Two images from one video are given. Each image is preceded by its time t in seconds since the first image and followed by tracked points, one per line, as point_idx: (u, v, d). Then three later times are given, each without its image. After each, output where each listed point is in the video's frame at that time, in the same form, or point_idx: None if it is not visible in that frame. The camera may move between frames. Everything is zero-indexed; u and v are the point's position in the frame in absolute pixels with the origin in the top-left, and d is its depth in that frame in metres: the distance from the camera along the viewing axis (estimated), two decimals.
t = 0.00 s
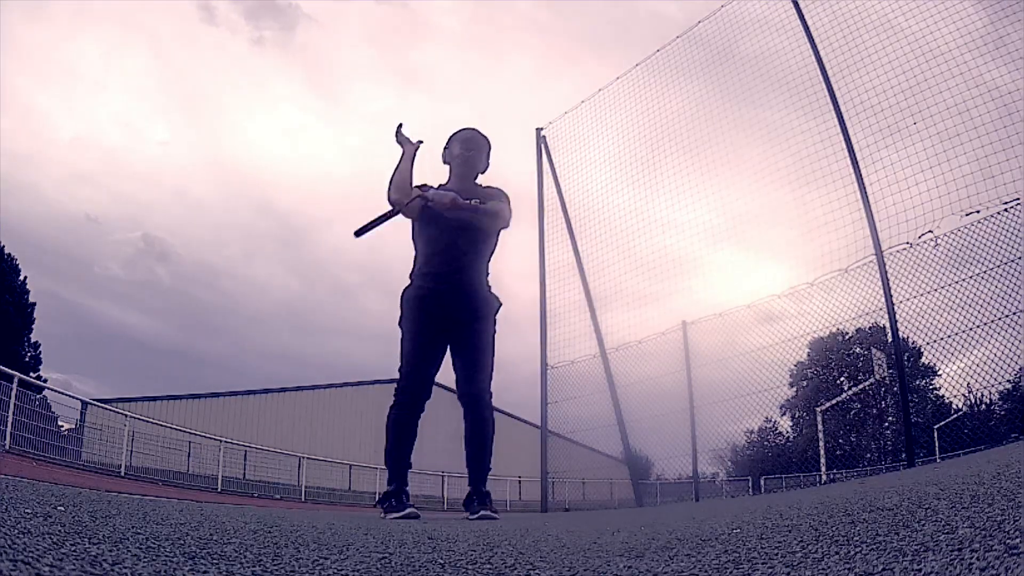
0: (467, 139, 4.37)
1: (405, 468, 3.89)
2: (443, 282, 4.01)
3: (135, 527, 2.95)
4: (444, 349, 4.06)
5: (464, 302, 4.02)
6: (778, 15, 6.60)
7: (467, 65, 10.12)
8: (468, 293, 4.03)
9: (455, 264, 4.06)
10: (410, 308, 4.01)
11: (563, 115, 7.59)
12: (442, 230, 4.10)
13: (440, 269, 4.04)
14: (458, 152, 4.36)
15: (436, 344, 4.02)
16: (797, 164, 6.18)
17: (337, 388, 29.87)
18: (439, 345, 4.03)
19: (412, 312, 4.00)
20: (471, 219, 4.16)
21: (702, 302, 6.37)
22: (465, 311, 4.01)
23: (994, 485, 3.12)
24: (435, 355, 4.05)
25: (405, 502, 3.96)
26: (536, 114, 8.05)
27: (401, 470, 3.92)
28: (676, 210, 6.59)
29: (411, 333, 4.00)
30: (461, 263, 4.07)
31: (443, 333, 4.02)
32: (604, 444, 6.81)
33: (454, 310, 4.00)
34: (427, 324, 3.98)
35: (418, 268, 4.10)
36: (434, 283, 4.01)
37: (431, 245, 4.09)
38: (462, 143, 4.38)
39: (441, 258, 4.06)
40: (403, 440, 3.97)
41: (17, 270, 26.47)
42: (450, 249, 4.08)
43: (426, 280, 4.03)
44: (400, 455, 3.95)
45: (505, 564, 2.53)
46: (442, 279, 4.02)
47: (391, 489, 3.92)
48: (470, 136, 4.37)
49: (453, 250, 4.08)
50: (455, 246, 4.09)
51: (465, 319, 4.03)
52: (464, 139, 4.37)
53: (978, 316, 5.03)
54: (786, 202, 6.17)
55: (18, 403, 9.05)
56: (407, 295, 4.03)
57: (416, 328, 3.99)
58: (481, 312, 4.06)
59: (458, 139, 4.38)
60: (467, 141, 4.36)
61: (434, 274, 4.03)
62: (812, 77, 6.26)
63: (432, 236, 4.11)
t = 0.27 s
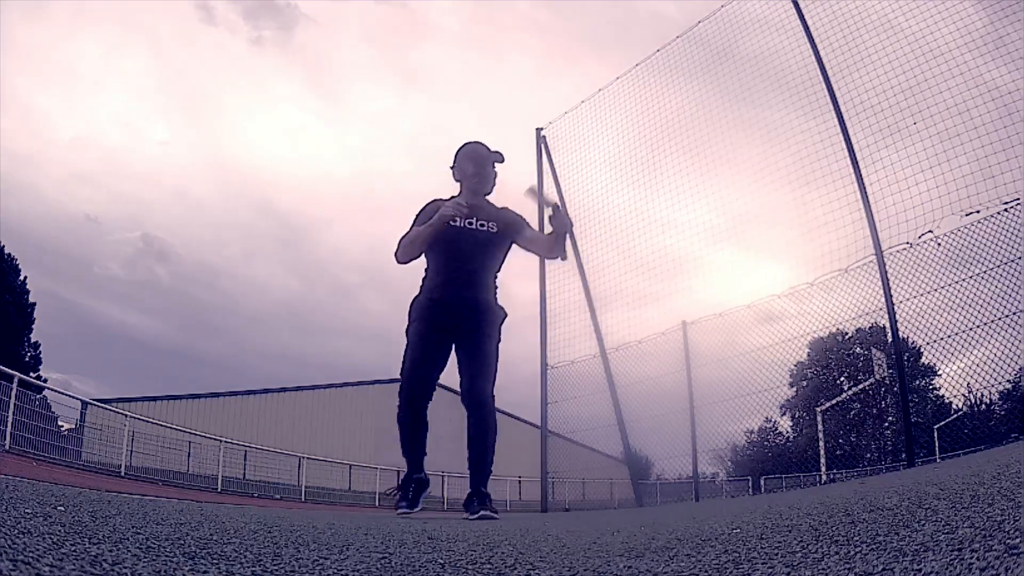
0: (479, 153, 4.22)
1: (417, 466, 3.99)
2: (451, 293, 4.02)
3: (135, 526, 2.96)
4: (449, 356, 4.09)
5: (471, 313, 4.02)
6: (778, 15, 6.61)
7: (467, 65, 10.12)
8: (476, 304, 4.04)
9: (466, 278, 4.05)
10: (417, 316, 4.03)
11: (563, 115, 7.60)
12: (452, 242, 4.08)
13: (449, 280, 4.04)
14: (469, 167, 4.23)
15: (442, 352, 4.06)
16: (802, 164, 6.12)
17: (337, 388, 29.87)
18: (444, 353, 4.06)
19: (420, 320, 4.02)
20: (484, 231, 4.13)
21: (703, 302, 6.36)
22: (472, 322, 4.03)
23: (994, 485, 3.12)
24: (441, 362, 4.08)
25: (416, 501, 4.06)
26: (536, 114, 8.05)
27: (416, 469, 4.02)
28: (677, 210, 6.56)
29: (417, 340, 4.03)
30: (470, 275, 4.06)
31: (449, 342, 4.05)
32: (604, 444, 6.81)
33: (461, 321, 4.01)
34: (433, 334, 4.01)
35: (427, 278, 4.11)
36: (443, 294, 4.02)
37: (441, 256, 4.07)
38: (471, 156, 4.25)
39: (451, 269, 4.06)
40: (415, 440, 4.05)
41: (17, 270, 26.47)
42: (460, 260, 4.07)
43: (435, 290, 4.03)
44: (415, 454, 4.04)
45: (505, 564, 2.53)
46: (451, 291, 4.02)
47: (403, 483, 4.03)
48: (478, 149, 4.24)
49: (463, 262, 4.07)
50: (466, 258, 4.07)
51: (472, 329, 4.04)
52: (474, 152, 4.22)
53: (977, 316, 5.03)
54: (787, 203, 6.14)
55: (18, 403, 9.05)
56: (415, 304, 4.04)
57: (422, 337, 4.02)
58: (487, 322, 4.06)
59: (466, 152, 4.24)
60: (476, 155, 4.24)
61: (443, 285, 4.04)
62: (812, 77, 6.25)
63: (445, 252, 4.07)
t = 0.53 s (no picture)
0: (475, 179, 4.50)
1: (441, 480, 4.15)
2: (450, 305, 4.21)
3: (135, 526, 2.96)
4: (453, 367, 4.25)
5: (470, 324, 4.21)
6: (779, 15, 6.62)
7: (468, 65, 10.13)
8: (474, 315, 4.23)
9: (463, 292, 4.25)
10: (420, 329, 4.23)
11: (563, 115, 7.61)
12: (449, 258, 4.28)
13: (448, 293, 4.23)
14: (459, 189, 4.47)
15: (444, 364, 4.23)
16: (798, 164, 6.12)
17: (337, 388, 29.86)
18: (447, 363, 4.23)
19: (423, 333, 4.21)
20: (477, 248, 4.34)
21: (703, 302, 6.34)
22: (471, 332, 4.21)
23: (994, 485, 3.12)
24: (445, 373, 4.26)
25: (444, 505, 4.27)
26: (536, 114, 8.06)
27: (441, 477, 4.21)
28: (676, 210, 6.52)
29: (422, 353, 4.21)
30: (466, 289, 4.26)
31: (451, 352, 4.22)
32: (604, 444, 6.81)
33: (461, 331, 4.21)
34: (438, 344, 4.19)
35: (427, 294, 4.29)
36: (442, 307, 4.21)
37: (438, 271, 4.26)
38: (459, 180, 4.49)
39: (448, 283, 4.25)
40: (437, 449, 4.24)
41: (16, 270, 26.47)
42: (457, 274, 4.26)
43: (434, 304, 4.22)
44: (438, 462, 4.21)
45: (505, 564, 2.53)
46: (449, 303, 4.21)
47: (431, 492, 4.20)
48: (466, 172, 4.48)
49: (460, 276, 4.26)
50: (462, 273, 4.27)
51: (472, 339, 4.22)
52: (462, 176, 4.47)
53: (978, 316, 5.03)
54: (787, 204, 6.09)
55: (18, 403, 9.05)
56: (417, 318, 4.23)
57: (427, 348, 4.19)
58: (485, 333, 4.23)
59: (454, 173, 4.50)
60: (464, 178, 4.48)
61: (441, 298, 4.23)
62: (812, 77, 6.26)
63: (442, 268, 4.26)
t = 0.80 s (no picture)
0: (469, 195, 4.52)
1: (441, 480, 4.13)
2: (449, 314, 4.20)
3: (135, 527, 2.95)
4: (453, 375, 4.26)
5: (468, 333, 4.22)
6: (779, 15, 6.57)
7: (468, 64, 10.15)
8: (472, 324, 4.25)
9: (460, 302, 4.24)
10: (420, 341, 4.22)
11: (563, 115, 7.60)
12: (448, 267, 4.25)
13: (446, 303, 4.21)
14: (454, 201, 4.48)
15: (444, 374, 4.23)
16: (798, 164, 6.17)
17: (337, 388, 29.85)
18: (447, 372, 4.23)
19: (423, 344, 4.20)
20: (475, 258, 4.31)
21: (703, 302, 6.36)
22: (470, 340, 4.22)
23: (994, 485, 3.12)
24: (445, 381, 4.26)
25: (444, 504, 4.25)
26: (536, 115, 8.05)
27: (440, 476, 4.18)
28: (676, 211, 6.56)
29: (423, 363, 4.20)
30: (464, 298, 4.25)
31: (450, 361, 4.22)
32: (604, 444, 6.80)
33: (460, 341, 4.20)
34: (438, 353, 4.19)
35: (425, 304, 4.26)
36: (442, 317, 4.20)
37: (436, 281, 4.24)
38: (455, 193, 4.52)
39: (447, 293, 4.23)
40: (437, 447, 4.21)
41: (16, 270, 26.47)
42: (454, 284, 4.24)
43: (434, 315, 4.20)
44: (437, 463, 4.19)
45: (505, 564, 2.53)
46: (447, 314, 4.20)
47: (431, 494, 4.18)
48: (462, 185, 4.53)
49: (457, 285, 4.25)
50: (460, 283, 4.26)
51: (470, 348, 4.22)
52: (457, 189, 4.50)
53: (978, 316, 5.03)
54: (788, 204, 6.14)
55: (17, 403, 9.05)
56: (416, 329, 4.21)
57: (428, 357, 4.20)
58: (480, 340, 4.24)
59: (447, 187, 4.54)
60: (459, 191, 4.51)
61: (441, 309, 4.21)
62: (812, 77, 6.24)
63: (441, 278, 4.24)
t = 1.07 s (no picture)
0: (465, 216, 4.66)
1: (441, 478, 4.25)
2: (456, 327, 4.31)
3: (135, 527, 2.96)
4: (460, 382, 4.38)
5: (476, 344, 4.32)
6: (779, 15, 6.57)
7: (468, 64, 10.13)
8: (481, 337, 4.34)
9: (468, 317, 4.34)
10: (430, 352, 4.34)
11: (563, 115, 7.61)
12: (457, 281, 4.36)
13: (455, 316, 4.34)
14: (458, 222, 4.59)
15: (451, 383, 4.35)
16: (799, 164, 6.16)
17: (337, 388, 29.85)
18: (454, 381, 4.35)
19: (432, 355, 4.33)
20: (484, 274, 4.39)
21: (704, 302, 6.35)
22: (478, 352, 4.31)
23: (994, 485, 3.12)
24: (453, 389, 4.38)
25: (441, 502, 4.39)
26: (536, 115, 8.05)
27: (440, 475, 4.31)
28: (676, 211, 6.56)
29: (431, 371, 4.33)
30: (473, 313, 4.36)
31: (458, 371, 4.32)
32: (604, 444, 6.80)
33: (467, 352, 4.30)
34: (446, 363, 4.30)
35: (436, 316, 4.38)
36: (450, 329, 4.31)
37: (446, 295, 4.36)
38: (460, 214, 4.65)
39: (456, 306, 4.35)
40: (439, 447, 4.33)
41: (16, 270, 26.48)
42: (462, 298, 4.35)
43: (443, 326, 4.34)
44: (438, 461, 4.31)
45: (505, 564, 2.53)
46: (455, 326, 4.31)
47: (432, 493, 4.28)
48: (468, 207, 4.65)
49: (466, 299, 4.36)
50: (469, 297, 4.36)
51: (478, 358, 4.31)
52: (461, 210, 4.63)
53: (978, 316, 5.02)
54: (788, 204, 6.15)
55: (17, 403, 9.05)
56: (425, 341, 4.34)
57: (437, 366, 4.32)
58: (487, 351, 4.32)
59: (448, 209, 4.67)
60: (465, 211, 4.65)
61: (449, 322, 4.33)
62: (812, 77, 6.25)
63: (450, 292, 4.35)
